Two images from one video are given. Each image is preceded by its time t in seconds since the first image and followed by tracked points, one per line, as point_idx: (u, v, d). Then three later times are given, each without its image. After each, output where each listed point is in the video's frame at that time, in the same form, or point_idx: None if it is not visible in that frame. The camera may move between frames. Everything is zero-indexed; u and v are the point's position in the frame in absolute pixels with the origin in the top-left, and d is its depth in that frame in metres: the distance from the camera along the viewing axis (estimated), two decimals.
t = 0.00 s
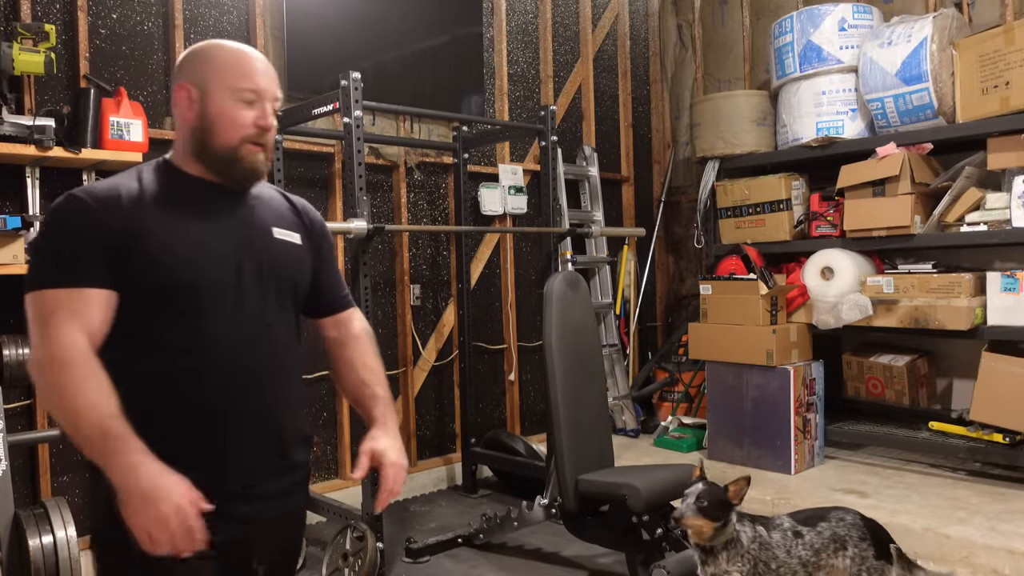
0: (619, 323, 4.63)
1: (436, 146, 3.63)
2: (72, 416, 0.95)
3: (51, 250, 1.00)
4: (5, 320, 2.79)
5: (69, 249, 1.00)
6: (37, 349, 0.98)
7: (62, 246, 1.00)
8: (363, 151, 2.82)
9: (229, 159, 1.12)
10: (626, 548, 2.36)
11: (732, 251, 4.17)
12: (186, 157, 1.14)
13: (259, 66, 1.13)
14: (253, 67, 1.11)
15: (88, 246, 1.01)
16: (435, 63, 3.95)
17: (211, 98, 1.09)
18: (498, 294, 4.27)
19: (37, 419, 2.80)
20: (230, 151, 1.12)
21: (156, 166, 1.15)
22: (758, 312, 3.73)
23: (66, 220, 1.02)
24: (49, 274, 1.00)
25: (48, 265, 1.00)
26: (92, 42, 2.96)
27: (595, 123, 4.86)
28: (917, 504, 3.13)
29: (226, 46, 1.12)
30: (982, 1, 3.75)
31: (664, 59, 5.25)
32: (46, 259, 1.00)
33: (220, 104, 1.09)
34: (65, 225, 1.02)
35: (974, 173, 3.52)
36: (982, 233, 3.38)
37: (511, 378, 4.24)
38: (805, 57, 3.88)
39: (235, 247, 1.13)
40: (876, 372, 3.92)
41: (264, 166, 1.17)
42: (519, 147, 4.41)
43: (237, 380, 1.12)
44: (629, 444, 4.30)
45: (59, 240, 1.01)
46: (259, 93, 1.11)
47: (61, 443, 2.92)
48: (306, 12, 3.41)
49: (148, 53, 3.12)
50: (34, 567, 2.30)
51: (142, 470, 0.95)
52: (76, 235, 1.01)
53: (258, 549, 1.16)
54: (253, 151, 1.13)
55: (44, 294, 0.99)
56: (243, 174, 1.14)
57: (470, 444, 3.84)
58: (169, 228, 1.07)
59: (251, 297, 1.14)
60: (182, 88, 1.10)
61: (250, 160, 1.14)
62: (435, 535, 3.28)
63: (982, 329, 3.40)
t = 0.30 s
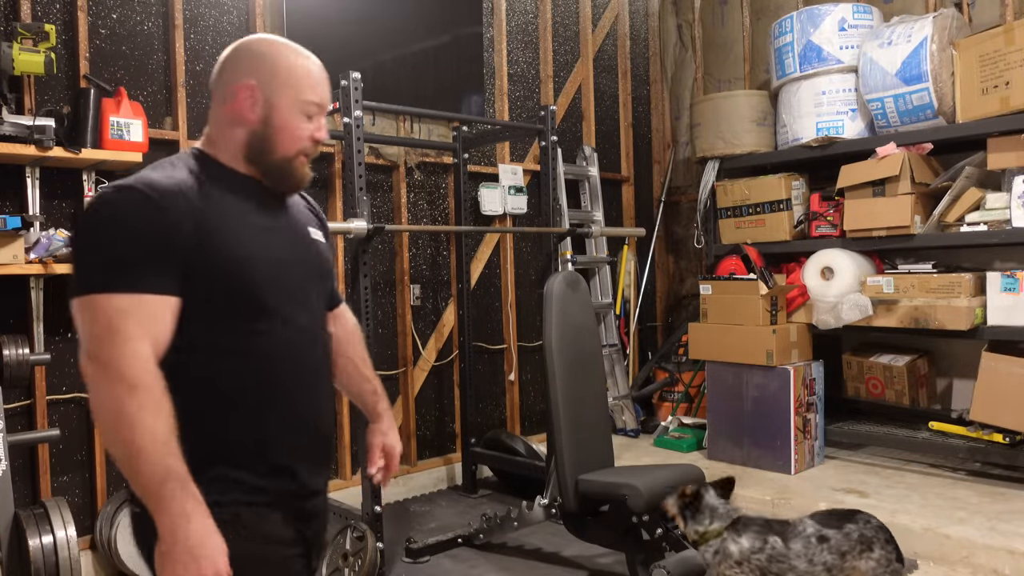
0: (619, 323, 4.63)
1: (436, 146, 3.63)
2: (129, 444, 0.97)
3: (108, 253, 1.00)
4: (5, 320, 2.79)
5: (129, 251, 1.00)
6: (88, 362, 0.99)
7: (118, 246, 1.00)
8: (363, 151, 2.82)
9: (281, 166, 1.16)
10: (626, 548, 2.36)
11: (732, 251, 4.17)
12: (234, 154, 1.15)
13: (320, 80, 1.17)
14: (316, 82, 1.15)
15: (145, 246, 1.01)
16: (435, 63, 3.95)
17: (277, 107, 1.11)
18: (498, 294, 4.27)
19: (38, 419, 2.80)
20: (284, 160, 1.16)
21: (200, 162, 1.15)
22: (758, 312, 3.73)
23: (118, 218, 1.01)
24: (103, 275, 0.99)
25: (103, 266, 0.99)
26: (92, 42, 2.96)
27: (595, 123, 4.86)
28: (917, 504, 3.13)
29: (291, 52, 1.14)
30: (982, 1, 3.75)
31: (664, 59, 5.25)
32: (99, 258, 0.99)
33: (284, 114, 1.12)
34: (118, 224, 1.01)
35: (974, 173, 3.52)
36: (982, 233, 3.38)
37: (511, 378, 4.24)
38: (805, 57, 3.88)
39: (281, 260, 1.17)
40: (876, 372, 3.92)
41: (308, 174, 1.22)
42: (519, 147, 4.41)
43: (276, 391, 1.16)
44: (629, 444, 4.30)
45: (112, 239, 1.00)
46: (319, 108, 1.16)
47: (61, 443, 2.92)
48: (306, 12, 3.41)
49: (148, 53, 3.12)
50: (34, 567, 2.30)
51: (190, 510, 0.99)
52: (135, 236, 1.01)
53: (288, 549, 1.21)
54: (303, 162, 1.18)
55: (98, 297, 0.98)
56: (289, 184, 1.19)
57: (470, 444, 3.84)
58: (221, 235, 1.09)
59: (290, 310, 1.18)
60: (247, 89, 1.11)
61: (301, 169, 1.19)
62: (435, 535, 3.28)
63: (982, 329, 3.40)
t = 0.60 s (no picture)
0: (619, 322, 4.63)
1: (436, 146, 3.63)
2: (316, 447, 0.93)
3: (256, 256, 0.97)
4: (5, 320, 2.79)
5: (275, 256, 0.98)
6: (250, 368, 0.93)
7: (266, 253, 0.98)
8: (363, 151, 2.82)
9: (336, 163, 1.15)
10: (627, 548, 2.35)
11: (732, 251, 4.17)
12: (295, 143, 1.11)
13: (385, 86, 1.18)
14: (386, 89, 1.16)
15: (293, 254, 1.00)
16: (435, 63, 3.95)
17: (353, 107, 1.11)
18: (498, 294, 4.27)
19: (37, 419, 2.80)
20: (341, 158, 1.15)
21: (265, 149, 1.10)
22: (758, 312, 3.73)
23: (262, 224, 0.99)
24: (259, 280, 0.96)
25: (258, 271, 0.96)
26: (92, 42, 2.96)
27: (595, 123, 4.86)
28: (917, 504, 3.13)
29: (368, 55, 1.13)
30: (982, 1, 3.75)
31: (664, 59, 5.25)
32: (249, 265, 0.97)
33: (356, 116, 1.12)
34: (254, 229, 0.99)
35: (974, 173, 3.52)
36: (982, 233, 3.38)
37: (511, 378, 4.24)
38: (805, 57, 3.88)
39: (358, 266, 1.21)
40: (876, 372, 3.92)
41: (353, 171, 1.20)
42: (519, 147, 4.41)
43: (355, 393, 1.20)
44: (629, 444, 4.30)
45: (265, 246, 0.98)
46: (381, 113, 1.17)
47: (61, 443, 2.92)
48: (306, 12, 3.40)
49: (148, 53, 3.12)
50: (34, 567, 2.30)
51: (396, 503, 0.95)
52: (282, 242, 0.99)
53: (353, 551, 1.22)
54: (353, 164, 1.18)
55: (259, 305, 0.95)
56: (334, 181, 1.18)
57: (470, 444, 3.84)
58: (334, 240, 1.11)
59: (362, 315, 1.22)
60: (329, 83, 1.09)
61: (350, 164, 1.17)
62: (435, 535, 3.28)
63: (982, 329, 3.40)
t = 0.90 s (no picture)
0: (619, 322, 4.63)
1: (436, 146, 3.63)
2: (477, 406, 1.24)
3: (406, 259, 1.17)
4: (5, 320, 2.79)
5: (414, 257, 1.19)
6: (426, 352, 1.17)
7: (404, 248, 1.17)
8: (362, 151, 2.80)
9: (388, 170, 1.33)
10: (626, 548, 2.35)
11: (732, 251, 4.17)
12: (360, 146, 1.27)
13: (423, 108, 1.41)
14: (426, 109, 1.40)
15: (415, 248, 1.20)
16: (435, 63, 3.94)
17: (409, 119, 1.32)
18: (498, 294, 4.27)
19: (37, 419, 2.80)
20: (393, 165, 1.34)
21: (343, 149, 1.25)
22: (758, 312, 3.73)
23: (397, 222, 1.18)
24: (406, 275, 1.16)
25: (403, 266, 1.16)
26: (92, 42, 2.96)
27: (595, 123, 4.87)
28: (917, 504, 3.13)
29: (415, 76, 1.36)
30: (982, 1, 3.75)
31: (664, 59, 5.25)
32: (394, 261, 1.15)
33: (410, 128, 1.33)
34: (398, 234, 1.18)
35: (974, 173, 3.52)
36: (982, 233, 3.38)
37: (511, 378, 4.23)
38: (805, 57, 3.88)
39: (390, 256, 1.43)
40: (876, 372, 3.91)
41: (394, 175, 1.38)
42: (519, 147, 4.41)
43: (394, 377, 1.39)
44: (629, 444, 4.30)
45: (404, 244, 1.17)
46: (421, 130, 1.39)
47: (61, 443, 2.92)
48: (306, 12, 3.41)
49: (148, 53, 3.12)
50: (34, 567, 2.30)
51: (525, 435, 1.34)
52: (414, 245, 1.20)
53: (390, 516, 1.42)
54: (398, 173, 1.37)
55: (414, 297, 1.16)
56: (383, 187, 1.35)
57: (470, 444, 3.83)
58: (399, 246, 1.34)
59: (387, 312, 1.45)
60: (393, 96, 1.29)
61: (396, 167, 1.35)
62: (434, 534, 3.27)
63: (982, 329, 3.40)
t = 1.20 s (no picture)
0: (619, 323, 4.63)
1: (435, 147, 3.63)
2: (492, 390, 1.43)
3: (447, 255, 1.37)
4: (5, 320, 2.79)
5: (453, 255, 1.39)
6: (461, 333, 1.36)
7: (450, 246, 1.37)
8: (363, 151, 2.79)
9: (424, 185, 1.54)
10: (626, 548, 2.35)
11: (732, 251, 4.17)
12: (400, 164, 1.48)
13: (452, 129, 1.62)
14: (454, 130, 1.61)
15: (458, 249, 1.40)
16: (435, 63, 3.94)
17: (442, 140, 1.54)
18: (498, 294, 4.27)
19: (37, 419, 2.80)
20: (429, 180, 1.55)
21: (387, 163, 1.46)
22: (758, 312, 3.73)
23: (445, 223, 1.38)
24: (451, 269, 1.36)
25: (450, 261, 1.36)
26: (92, 42, 2.96)
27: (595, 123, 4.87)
28: (917, 504, 3.13)
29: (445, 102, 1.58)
30: (982, 1, 3.75)
31: (664, 59, 5.25)
32: (442, 256, 1.35)
33: (443, 147, 1.55)
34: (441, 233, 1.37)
35: (974, 173, 3.52)
36: (982, 233, 3.38)
37: (511, 378, 4.23)
38: (805, 57, 3.88)
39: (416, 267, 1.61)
40: (876, 372, 3.91)
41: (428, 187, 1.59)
42: (519, 147, 4.41)
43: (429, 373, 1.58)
44: (629, 444, 4.30)
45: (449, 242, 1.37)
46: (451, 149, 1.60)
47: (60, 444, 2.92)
48: (306, 12, 3.41)
49: (148, 53, 3.12)
50: (34, 567, 2.30)
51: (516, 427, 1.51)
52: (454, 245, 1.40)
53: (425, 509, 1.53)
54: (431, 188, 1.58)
55: (457, 288, 1.36)
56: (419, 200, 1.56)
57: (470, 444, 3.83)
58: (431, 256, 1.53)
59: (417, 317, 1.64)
60: (428, 118, 1.51)
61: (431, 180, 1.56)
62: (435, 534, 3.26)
63: (982, 329, 3.39)
